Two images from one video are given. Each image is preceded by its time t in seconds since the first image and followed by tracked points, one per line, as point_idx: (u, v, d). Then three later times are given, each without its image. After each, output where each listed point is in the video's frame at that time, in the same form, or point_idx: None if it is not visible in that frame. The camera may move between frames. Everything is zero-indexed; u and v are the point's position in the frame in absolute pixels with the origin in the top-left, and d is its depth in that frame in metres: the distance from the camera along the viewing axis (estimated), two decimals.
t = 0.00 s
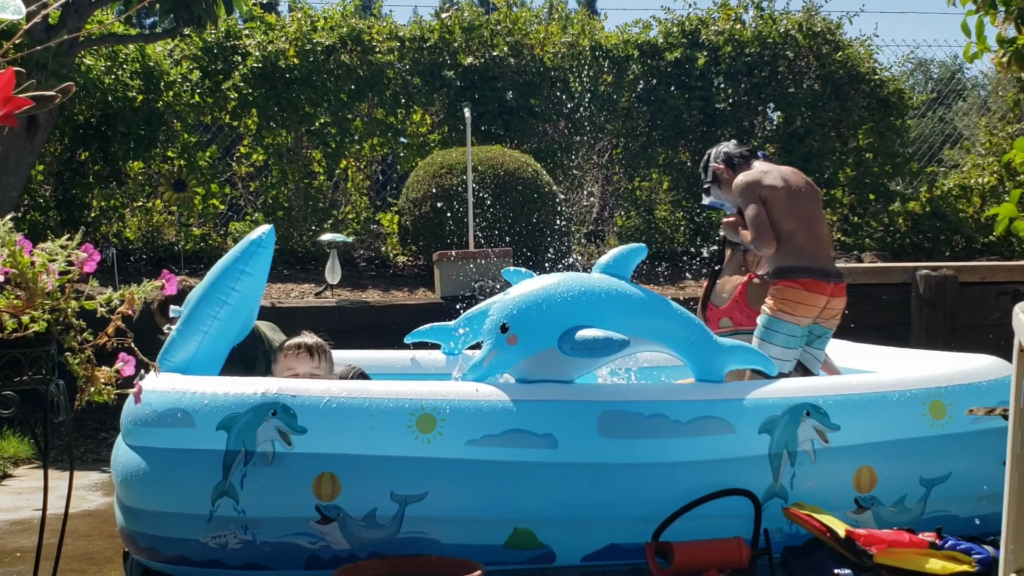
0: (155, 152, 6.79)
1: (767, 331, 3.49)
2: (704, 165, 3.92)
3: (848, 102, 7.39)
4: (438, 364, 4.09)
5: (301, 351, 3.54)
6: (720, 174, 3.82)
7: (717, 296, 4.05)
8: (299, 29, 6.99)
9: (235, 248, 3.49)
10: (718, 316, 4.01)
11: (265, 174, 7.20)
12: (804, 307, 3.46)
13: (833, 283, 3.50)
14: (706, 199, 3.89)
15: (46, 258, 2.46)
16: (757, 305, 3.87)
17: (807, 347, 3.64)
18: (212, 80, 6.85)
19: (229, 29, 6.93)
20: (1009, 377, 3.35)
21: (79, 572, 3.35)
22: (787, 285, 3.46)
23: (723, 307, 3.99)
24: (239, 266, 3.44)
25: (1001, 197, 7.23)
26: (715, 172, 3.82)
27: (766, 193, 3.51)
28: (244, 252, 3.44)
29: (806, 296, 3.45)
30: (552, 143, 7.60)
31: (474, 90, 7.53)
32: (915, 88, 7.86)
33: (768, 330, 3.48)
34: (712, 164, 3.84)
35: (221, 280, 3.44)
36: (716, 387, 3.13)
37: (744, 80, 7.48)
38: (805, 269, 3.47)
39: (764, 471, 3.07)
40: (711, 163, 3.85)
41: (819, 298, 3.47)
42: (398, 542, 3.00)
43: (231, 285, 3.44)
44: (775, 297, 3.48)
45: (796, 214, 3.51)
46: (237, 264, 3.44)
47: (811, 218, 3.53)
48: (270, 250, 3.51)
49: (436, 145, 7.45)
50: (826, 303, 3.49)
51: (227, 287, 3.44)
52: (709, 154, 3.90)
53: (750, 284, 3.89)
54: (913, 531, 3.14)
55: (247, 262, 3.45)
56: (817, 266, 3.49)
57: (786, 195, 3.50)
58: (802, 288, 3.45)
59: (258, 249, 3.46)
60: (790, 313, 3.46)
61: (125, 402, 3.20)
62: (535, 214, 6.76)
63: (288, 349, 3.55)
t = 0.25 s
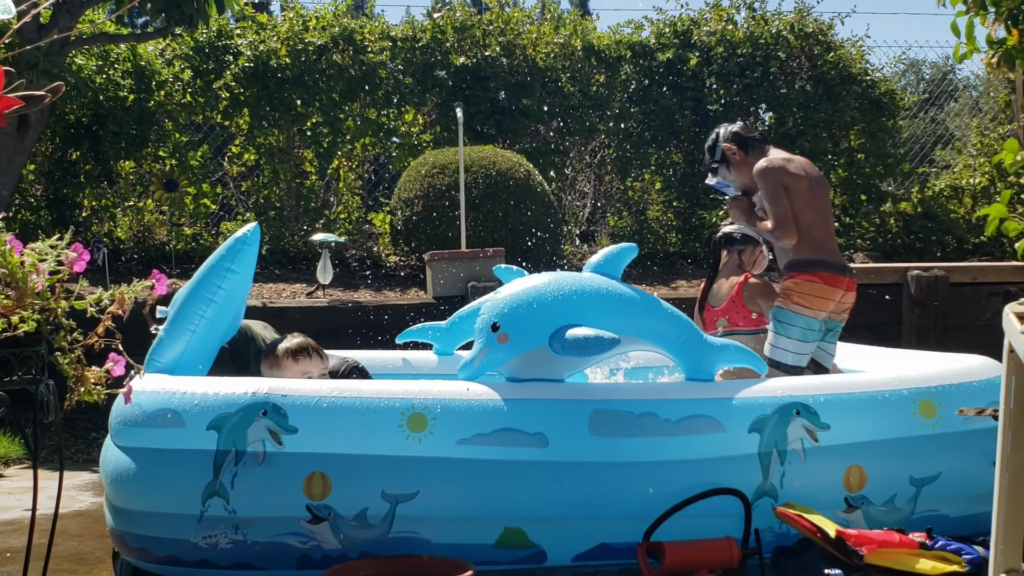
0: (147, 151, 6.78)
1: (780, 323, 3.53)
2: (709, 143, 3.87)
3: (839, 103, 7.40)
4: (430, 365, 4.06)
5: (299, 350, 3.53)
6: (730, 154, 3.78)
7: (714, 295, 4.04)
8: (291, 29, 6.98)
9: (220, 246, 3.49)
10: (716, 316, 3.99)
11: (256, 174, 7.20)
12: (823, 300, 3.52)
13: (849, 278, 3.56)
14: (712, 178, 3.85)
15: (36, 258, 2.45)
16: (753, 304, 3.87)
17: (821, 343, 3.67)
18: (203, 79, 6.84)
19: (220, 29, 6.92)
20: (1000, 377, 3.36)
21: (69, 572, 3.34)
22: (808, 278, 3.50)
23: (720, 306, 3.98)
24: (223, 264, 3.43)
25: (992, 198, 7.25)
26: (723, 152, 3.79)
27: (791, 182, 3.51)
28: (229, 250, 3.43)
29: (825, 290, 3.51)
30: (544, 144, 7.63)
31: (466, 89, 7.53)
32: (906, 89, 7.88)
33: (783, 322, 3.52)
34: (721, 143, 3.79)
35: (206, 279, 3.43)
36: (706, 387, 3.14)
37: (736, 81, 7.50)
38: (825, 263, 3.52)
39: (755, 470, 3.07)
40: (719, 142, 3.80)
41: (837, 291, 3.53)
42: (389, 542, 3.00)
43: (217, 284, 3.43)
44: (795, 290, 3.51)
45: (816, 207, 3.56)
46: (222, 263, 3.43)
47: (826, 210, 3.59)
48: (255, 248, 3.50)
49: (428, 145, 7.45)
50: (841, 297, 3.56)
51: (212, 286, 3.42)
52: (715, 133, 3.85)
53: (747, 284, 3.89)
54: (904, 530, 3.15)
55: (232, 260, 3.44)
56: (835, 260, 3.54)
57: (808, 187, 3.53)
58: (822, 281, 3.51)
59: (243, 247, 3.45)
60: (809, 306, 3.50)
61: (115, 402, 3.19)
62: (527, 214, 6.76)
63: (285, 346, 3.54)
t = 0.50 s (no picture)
0: (136, 152, 6.76)
1: (789, 329, 3.54)
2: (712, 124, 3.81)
3: (829, 105, 7.42)
4: (420, 367, 4.05)
5: (301, 357, 3.52)
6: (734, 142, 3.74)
7: (708, 297, 3.94)
8: (281, 30, 6.97)
9: (216, 248, 3.48)
10: (712, 318, 3.92)
11: (246, 176, 7.18)
12: (828, 304, 3.52)
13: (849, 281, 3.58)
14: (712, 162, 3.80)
15: (24, 259, 2.44)
16: (751, 305, 3.89)
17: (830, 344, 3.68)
18: (193, 80, 6.82)
19: (210, 30, 6.90)
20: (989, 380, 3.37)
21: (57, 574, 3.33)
22: (813, 282, 3.51)
23: (718, 308, 3.91)
24: (218, 265, 3.43)
25: (981, 200, 7.28)
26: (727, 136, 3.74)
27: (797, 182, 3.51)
28: (225, 252, 3.43)
29: (830, 294, 3.52)
30: (535, 145, 7.61)
31: (457, 91, 7.51)
32: (896, 92, 7.90)
33: (791, 327, 3.53)
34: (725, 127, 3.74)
35: (201, 280, 3.42)
36: (696, 390, 3.14)
37: (726, 83, 7.50)
38: (828, 266, 3.53)
39: (745, 473, 3.07)
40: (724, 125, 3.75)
41: (840, 295, 3.55)
42: (378, 546, 2.99)
43: (212, 285, 3.42)
44: (801, 293, 3.52)
45: (818, 210, 3.57)
46: (217, 264, 3.43)
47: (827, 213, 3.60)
48: (251, 250, 3.49)
49: (418, 147, 7.44)
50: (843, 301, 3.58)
51: (207, 287, 3.42)
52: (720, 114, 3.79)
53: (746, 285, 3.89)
54: (893, 533, 3.15)
55: (227, 261, 3.44)
56: (836, 264, 3.56)
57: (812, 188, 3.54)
58: (826, 285, 3.52)
59: (238, 249, 3.44)
60: (816, 309, 3.50)
61: (105, 404, 3.18)
62: (518, 216, 6.75)
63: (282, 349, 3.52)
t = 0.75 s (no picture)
0: (137, 147, 6.76)
1: (796, 326, 3.55)
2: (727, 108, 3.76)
3: (831, 103, 7.41)
4: (421, 363, 4.05)
5: (298, 356, 3.52)
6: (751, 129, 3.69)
7: (709, 293, 3.93)
8: (283, 25, 6.98)
9: (215, 243, 3.47)
10: (713, 313, 3.92)
11: (248, 171, 7.18)
12: (837, 303, 3.51)
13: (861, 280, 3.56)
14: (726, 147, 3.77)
15: (27, 253, 2.45)
16: (755, 302, 3.88)
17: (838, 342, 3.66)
18: (195, 76, 6.81)
19: (212, 25, 6.90)
20: (990, 377, 3.37)
21: (58, 568, 3.33)
22: (823, 280, 3.50)
23: (719, 304, 3.91)
24: (217, 261, 3.42)
25: (983, 198, 7.28)
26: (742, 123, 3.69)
27: (811, 180, 3.49)
28: (223, 247, 3.42)
29: (840, 293, 3.51)
30: (536, 142, 7.60)
31: (459, 87, 7.51)
32: (898, 90, 7.90)
33: (798, 325, 3.54)
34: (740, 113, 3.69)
35: (200, 276, 3.41)
36: (697, 386, 3.14)
37: (728, 80, 7.50)
38: (839, 265, 3.52)
39: (745, 470, 3.08)
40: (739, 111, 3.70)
41: (852, 295, 3.53)
42: (379, 541, 3.00)
43: (210, 280, 3.41)
44: (810, 291, 3.52)
45: (832, 207, 3.54)
46: (216, 259, 3.42)
47: (840, 209, 3.58)
48: (250, 245, 3.49)
49: (420, 143, 7.44)
50: (855, 300, 3.56)
51: (206, 282, 3.41)
52: (736, 98, 3.73)
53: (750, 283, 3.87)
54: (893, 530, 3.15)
55: (226, 257, 3.43)
56: (848, 262, 3.54)
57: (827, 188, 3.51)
58: (837, 284, 3.51)
59: (237, 244, 3.44)
60: (825, 308, 3.50)
61: (105, 398, 3.19)
62: (519, 212, 6.75)
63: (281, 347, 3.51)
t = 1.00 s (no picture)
0: (141, 149, 6.75)
1: (813, 328, 3.56)
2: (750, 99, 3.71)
3: (834, 104, 7.40)
4: (425, 365, 4.05)
5: (319, 363, 3.52)
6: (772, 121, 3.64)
7: (698, 295, 3.91)
8: (287, 27, 6.99)
9: (220, 245, 3.48)
10: (702, 316, 3.91)
11: (251, 172, 7.19)
12: (853, 304, 3.49)
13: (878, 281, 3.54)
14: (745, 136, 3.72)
15: (32, 255, 2.45)
16: (743, 305, 3.88)
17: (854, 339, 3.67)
18: (198, 77, 6.82)
19: (215, 26, 6.90)
20: (995, 379, 3.37)
21: (62, 569, 3.33)
22: (837, 282, 3.50)
23: (709, 307, 3.89)
24: (224, 263, 3.42)
25: (986, 200, 7.28)
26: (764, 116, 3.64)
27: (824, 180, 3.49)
28: (230, 249, 3.43)
29: (856, 295, 3.49)
30: (539, 143, 7.61)
31: (462, 88, 7.51)
32: (901, 91, 7.90)
33: (815, 327, 3.55)
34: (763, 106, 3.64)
35: (206, 277, 3.42)
36: (702, 389, 3.14)
37: (732, 81, 7.47)
38: (855, 267, 3.50)
39: (749, 472, 3.07)
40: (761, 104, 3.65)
41: (869, 296, 3.51)
42: (383, 543, 3.00)
43: (217, 282, 3.42)
44: (825, 293, 3.51)
45: (847, 208, 3.54)
46: (222, 262, 3.43)
47: (857, 210, 3.57)
48: (256, 247, 3.50)
49: (423, 144, 7.45)
50: (872, 301, 3.54)
51: (212, 284, 3.41)
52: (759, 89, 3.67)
53: (739, 284, 3.87)
54: (897, 532, 3.15)
55: (232, 259, 3.43)
56: (864, 263, 3.52)
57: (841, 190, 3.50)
58: (853, 286, 3.49)
59: (243, 246, 3.45)
60: (841, 310, 3.49)
61: (110, 400, 3.19)
62: (523, 214, 6.75)
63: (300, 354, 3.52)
